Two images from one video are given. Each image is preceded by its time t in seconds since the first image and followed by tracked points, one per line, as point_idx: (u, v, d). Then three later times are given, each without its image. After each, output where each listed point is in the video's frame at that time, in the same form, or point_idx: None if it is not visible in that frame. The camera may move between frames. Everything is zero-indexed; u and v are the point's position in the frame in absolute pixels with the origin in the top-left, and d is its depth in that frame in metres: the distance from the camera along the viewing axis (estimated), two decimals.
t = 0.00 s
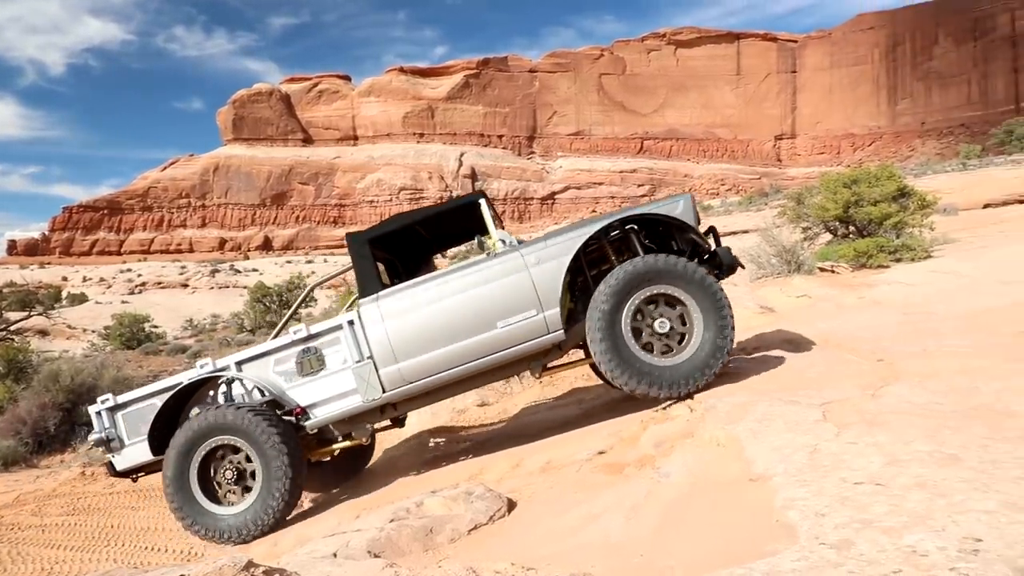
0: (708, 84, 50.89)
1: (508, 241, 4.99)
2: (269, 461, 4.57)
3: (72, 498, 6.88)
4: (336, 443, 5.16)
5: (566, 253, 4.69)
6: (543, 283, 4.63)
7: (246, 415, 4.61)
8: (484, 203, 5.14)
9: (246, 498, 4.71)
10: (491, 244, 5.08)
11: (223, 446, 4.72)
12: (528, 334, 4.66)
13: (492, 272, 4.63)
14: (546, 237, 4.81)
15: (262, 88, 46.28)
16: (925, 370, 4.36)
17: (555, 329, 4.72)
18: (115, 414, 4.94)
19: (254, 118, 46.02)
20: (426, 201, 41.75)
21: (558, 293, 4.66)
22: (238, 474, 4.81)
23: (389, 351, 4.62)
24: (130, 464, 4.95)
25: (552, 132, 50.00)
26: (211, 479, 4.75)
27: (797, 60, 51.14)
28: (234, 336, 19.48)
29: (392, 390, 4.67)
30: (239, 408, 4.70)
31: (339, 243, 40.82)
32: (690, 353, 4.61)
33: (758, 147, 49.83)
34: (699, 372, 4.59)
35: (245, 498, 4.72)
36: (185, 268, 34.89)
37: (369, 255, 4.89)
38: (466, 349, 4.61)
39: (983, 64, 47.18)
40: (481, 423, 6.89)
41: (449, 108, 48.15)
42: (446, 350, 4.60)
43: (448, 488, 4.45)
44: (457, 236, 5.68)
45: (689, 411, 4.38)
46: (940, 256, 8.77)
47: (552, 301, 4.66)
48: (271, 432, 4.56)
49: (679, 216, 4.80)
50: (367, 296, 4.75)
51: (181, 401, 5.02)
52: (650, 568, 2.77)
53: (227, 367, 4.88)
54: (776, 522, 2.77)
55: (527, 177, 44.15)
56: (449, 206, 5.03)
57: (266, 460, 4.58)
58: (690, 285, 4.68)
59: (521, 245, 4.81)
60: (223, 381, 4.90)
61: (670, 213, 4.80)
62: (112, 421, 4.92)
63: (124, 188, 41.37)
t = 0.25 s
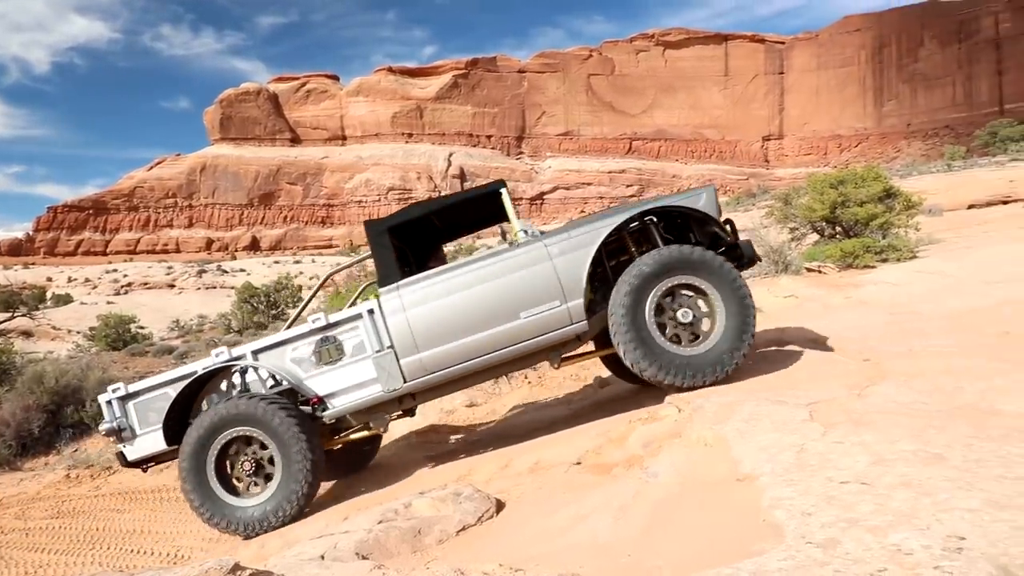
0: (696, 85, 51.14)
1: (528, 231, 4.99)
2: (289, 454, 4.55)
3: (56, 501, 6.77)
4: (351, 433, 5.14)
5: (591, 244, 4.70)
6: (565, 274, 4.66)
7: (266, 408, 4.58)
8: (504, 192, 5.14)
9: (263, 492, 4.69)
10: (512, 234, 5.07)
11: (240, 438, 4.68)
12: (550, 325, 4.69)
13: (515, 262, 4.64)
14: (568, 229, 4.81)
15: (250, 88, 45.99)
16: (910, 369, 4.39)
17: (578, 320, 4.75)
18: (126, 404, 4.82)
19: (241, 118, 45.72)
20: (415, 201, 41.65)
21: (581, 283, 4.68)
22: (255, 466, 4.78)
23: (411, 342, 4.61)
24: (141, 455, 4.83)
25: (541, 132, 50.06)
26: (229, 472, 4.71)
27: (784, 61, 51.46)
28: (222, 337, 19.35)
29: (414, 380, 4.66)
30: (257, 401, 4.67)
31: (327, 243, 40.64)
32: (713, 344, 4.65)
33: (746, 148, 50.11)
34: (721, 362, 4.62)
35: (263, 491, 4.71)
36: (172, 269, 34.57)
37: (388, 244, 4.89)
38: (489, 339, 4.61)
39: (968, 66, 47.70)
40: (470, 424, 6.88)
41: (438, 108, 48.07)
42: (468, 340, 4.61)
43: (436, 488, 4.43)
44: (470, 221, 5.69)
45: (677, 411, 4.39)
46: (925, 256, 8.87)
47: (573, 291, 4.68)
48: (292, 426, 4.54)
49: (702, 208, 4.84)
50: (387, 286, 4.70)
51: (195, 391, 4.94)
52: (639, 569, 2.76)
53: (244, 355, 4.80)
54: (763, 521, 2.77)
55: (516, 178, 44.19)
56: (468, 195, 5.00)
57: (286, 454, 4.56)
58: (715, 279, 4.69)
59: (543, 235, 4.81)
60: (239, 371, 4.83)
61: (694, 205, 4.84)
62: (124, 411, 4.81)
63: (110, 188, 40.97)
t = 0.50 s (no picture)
0: (685, 86, 51.38)
1: (562, 223, 4.99)
2: (321, 443, 4.54)
3: (41, 505, 6.67)
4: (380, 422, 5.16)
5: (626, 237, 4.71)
6: (600, 264, 4.67)
7: (300, 395, 4.56)
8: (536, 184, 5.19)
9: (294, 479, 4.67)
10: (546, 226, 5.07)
11: (270, 424, 4.66)
12: (584, 314, 4.70)
13: (552, 252, 4.65)
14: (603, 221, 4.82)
15: (238, 88, 45.73)
16: (897, 370, 4.41)
17: (612, 313, 4.76)
18: (152, 388, 4.71)
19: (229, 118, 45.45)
20: (404, 201, 41.56)
21: (616, 274, 4.70)
22: (285, 454, 4.76)
23: (445, 330, 4.60)
24: (166, 441, 4.73)
25: (530, 133, 50.09)
26: (259, 460, 4.69)
27: (772, 63, 51.78)
28: (209, 338, 19.21)
29: (447, 369, 4.65)
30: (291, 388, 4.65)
31: (316, 244, 40.44)
32: (748, 337, 4.67)
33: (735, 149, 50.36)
34: (755, 355, 4.64)
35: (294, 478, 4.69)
36: (159, 269, 34.26)
37: (422, 233, 4.83)
38: (523, 328, 4.62)
39: (953, 69, 48.14)
40: (461, 424, 6.87)
41: (428, 109, 47.97)
42: (502, 329, 4.60)
43: (426, 490, 4.40)
44: (491, 213, 5.68)
45: (667, 412, 4.39)
46: (911, 257, 8.95)
47: (608, 281, 4.69)
48: (326, 415, 4.54)
49: (737, 203, 4.89)
50: (422, 275, 4.66)
51: (223, 377, 4.87)
52: (629, 569, 2.76)
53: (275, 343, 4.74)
54: (753, 522, 2.77)
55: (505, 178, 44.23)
56: (501, 186, 5.00)
57: (320, 442, 4.55)
58: (748, 272, 4.74)
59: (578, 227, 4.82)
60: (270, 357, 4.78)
61: (729, 200, 4.88)
62: (150, 396, 4.70)
63: (96, 188, 40.59)
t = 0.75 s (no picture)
0: (674, 87, 51.61)
1: (594, 215, 4.99)
2: (355, 432, 4.52)
3: (26, 508, 6.57)
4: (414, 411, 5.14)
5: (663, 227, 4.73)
6: (633, 255, 4.67)
7: (336, 383, 4.54)
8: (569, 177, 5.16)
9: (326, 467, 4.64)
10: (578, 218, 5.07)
11: (301, 411, 4.61)
12: (618, 305, 4.69)
13: (588, 243, 4.64)
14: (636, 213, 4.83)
15: (226, 87, 45.44)
16: (885, 370, 4.45)
17: (644, 304, 4.75)
18: (180, 375, 4.62)
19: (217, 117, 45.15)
20: (393, 202, 41.44)
21: (650, 266, 4.70)
22: (315, 442, 4.72)
23: (478, 320, 4.56)
24: (194, 428, 4.65)
25: (520, 133, 50.11)
26: (291, 447, 4.64)
27: (761, 64, 52.10)
28: (197, 339, 19.06)
29: (481, 358, 4.62)
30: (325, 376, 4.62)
31: (305, 244, 40.21)
32: (782, 331, 4.74)
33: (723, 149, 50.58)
34: (789, 349, 4.70)
35: (325, 466, 4.66)
36: (145, 270, 33.93)
37: (453, 223, 4.85)
38: (556, 319, 4.61)
39: (939, 71, 48.57)
40: (452, 425, 6.86)
41: (417, 109, 47.87)
42: (536, 320, 4.59)
43: (417, 492, 4.38)
44: (517, 207, 5.68)
45: (657, 413, 4.39)
46: (897, 257, 9.02)
47: (642, 272, 4.69)
48: (362, 403, 4.52)
49: (767, 198, 4.96)
50: (455, 265, 4.62)
51: (252, 365, 4.80)
52: (619, 571, 2.75)
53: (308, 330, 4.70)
54: (742, 523, 2.77)
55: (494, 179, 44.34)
56: (532, 179, 5.00)
57: (355, 431, 4.53)
58: (780, 269, 4.83)
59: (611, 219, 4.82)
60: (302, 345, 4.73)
61: (759, 194, 4.96)
62: (179, 382, 4.61)
63: (82, 187, 40.16)
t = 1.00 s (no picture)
0: (664, 88, 51.83)
1: (622, 209, 4.98)
2: (389, 423, 4.52)
3: (12, 512, 6.49)
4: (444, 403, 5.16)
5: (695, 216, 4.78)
6: (663, 250, 4.71)
7: (371, 376, 4.52)
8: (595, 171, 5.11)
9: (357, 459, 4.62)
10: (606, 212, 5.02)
11: (335, 403, 4.56)
12: (648, 299, 4.72)
13: (619, 237, 4.66)
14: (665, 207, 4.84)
15: (215, 86, 45.14)
16: (874, 371, 4.48)
17: (674, 297, 4.80)
18: (208, 370, 4.57)
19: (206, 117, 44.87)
20: (383, 202, 41.31)
21: (678, 259, 4.74)
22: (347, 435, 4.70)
23: (511, 312, 4.55)
24: (223, 424, 4.60)
25: (510, 134, 50.10)
26: (323, 440, 4.60)
27: (750, 66, 52.36)
28: (186, 340, 18.92)
29: (513, 351, 4.62)
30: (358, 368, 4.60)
31: (294, 244, 39.99)
32: (807, 326, 4.80)
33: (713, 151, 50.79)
34: (815, 344, 4.76)
35: (356, 458, 4.64)
36: (133, 270, 33.64)
37: (483, 216, 4.73)
38: (587, 312, 4.63)
39: (926, 73, 48.89)
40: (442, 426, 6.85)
41: (408, 109, 47.73)
42: (567, 313, 4.60)
43: (407, 494, 4.35)
44: (532, 201, 5.62)
45: (647, 414, 4.40)
46: (886, 259, 9.07)
47: (672, 268, 4.74)
48: (397, 395, 4.52)
49: (791, 192, 5.04)
50: (486, 258, 4.59)
51: (279, 359, 4.75)
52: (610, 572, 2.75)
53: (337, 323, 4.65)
54: (732, 524, 2.77)
55: (484, 179, 44.45)
56: (561, 172, 4.93)
57: (390, 423, 4.52)
58: (806, 266, 4.91)
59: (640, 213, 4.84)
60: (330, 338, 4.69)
61: (784, 189, 5.03)
62: (206, 378, 4.56)
63: (69, 187, 39.79)
